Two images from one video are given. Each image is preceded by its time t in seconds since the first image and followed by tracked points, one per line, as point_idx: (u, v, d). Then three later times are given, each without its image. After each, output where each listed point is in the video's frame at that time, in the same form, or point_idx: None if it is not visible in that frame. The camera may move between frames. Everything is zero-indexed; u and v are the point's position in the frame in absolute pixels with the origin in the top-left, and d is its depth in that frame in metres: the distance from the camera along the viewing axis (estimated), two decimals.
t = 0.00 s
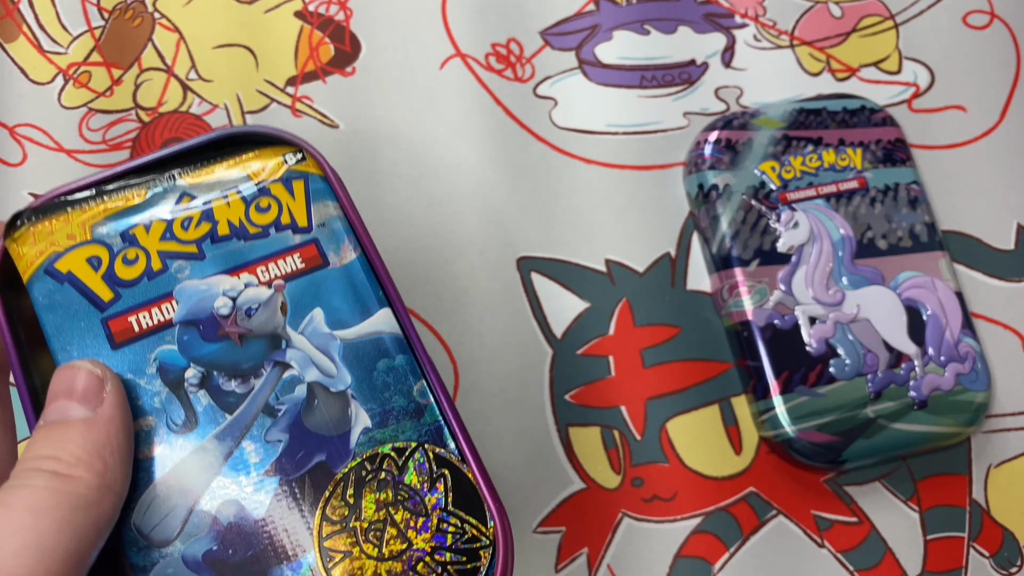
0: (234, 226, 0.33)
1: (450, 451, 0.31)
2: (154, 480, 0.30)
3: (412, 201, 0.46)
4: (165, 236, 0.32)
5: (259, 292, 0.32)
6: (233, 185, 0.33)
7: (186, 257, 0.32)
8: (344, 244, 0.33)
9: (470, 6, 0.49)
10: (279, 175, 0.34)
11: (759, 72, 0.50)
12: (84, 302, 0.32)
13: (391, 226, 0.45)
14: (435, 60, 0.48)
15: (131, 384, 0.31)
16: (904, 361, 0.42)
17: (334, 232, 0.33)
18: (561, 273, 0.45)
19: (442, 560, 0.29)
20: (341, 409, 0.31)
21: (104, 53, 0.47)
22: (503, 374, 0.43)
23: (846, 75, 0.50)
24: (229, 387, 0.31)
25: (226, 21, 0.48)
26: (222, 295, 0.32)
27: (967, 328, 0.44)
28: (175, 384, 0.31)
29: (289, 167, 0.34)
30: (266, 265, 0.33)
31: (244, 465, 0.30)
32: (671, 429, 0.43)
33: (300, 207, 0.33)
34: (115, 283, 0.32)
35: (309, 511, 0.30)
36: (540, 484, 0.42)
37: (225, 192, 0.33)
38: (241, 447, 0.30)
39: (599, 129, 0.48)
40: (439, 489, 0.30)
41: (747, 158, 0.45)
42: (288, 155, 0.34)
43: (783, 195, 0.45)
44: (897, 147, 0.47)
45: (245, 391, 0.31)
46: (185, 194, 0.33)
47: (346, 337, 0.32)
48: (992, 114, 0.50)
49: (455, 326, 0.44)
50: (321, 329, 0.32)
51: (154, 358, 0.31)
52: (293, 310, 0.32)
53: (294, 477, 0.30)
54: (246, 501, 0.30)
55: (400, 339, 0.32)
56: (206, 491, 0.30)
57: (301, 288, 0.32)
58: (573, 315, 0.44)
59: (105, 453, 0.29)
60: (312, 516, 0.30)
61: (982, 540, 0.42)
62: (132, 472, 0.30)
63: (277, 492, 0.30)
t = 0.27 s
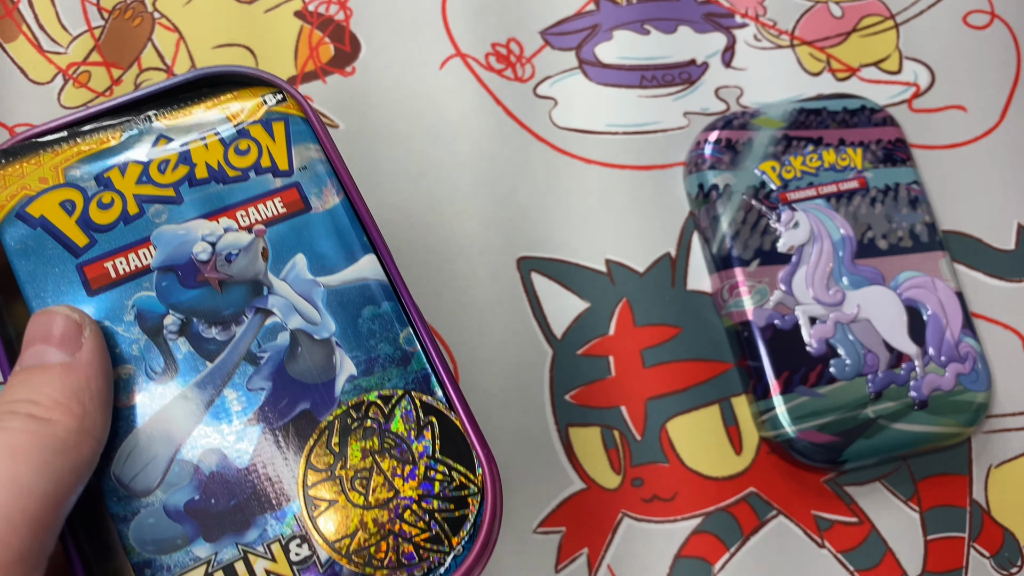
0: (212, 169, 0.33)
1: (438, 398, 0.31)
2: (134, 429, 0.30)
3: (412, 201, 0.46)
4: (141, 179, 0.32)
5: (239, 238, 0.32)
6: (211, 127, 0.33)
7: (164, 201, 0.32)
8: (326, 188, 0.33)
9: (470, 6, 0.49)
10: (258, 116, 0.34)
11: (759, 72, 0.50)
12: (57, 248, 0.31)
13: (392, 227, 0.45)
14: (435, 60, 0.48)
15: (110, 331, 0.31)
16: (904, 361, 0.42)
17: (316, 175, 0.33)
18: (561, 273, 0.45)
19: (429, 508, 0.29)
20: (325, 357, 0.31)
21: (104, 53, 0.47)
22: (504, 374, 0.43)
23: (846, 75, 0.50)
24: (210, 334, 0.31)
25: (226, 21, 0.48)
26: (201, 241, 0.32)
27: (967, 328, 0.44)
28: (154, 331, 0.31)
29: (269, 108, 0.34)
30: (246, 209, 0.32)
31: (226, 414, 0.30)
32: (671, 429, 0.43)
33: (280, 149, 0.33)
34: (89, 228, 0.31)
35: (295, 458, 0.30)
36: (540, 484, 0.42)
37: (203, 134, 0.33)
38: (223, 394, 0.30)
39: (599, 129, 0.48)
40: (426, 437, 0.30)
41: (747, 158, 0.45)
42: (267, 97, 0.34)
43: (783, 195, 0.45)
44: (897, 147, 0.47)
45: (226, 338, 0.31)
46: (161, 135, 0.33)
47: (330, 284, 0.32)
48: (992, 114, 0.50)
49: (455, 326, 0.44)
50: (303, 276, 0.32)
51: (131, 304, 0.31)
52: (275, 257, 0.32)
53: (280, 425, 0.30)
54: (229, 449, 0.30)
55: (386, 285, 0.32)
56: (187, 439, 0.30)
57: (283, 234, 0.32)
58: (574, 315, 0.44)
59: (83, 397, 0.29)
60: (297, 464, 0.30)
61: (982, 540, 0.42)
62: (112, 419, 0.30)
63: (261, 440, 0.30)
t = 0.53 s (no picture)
0: (198, 150, 0.32)
1: (432, 374, 0.31)
2: (126, 412, 0.30)
3: (412, 201, 0.46)
4: (127, 162, 0.32)
5: (227, 219, 0.32)
6: (197, 108, 0.33)
7: (151, 184, 0.32)
8: (314, 167, 0.33)
9: (470, 6, 0.49)
10: (244, 97, 0.33)
11: (759, 72, 0.50)
12: (45, 233, 0.31)
13: (391, 227, 0.45)
14: (435, 60, 0.48)
15: (100, 315, 0.30)
16: (904, 361, 0.42)
17: (304, 154, 0.33)
18: (561, 273, 0.45)
19: (425, 484, 0.29)
20: (317, 336, 0.31)
21: (103, 53, 0.47)
22: (504, 374, 0.43)
23: (846, 75, 0.50)
24: (200, 315, 0.31)
25: (226, 21, 0.48)
26: (189, 223, 0.31)
27: (967, 328, 0.43)
28: (144, 314, 0.30)
29: (254, 89, 0.34)
30: (234, 190, 0.32)
31: (219, 396, 0.30)
32: (671, 429, 0.43)
33: (267, 129, 0.33)
34: (76, 213, 0.31)
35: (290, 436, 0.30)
36: (540, 484, 0.42)
37: (189, 116, 0.33)
38: (214, 375, 0.30)
39: (599, 129, 0.48)
40: (420, 413, 0.30)
41: (748, 158, 0.45)
42: (252, 78, 0.34)
43: (783, 195, 0.45)
44: (897, 147, 0.47)
45: (217, 320, 0.31)
46: (147, 118, 0.32)
47: (321, 264, 0.32)
48: (992, 114, 0.50)
49: (455, 326, 0.44)
50: (293, 256, 0.32)
51: (121, 288, 0.31)
52: (264, 238, 0.32)
53: (273, 405, 0.30)
54: (223, 430, 0.30)
55: (377, 263, 0.32)
56: (180, 421, 0.30)
57: (272, 214, 0.32)
58: (574, 315, 0.44)
59: (74, 379, 0.28)
60: (291, 443, 0.30)
61: (982, 540, 0.42)
62: (104, 404, 0.30)
63: (254, 420, 0.30)
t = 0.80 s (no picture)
0: (186, 138, 0.32)
1: (426, 356, 0.31)
2: (120, 400, 0.30)
3: (412, 201, 0.46)
4: (116, 151, 0.32)
5: (217, 205, 0.32)
6: (184, 96, 0.33)
7: (141, 172, 0.32)
8: (302, 152, 0.33)
9: (470, 6, 0.49)
10: (232, 84, 0.33)
11: (759, 72, 0.50)
12: (35, 223, 0.31)
13: (391, 227, 0.45)
14: (435, 60, 0.48)
15: (91, 304, 0.30)
16: (904, 361, 0.42)
17: (292, 138, 0.33)
18: (561, 273, 0.45)
19: (422, 465, 0.30)
20: (309, 320, 0.31)
21: (103, 52, 0.47)
22: (504, 374, 0.43)
23: (846, 75, 0.50)
24: (191, 302, 0.31)
25: (226, 21, 0.48)
26: (179, 211, 0.32)
27: (968, 328, 0.43)
28: (135, 302, 0.31)
29: (242, 75, 0.34)
30: (223, 176, 0.32)
31: (212, 381, 0.30)
32: (671, 429, 0.43)
33: (255, 115, 0.33)
34: (66, 203, 0.31)
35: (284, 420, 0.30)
36: (540, 484, 0.42)
37: (176, 104, 0.33)
38: (206, 361, 0.30)
39: (599, 129, 0.48)
40: (416, 395, 0.31)
41: (748, 158, 0.45)
42: (239, 64, 0.34)
43: (783, 195, 0.45)
44: (897, 147, 0.47)
45: (208, 306, 0.31)
46: (135, 107, 0.32)
47: (311, 248, 0.32)
48: (992, 114, 0.50)
49: (454, 326, 0.44)
50: (284, 241, 0.32)
51: (112, 277, 0.31)
52: (254, 223, 0.32)
53: (266, 390, 0.30)
54: (216, 415, 0.30)
55: (366, 245, 0.32)
56: (173, 408, 0.30)
57: (261, 198, 0.32)
58: (574, 315, 0.44)
59: (64, 364, 0.28)
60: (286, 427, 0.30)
61: (982, 539, 0.42)
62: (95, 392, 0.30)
63: (248, 405, 0.30)
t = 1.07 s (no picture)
0: (220, 156, 0.32)
1: (461, 378, 0.30)
2: (154, 422, 0.29)
3: (412, 201, 0.46)
4: (150, 170, 0.32)
5: (251, 224, 0.31)
6: (218, 114, 0.33)
7: (174, 191, 0.32)
8: (337, 171, 0.33)
9: (469, 6, 0.49)
10: (266, 102, 0.33)
11: (759, 72, 0.50)
12: (69, 242, 0.31)
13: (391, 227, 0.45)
14: (435, 60, 0.48)
15: (124, 325, 0.30)
16: (904, 361, 0.42)
17: (326, 158, 0.33)
18: (561, 273, 0.45)
19: (459, 490, 0.29)
20: (344, 341, 0.30)
21: (103, 52, 0.47)
22: (504, 374, 0.43)
23: (846, 75, 0.50)
24: (226, 323, 0.30)
25: (225, 21, 0.48)
26: (213, 229, 0.31)
27: (968, 328, 0.43)
28: (169, 322, 0.30)
29: (276, 94, 0.33)
30: (257, 195, 0.32)
31: (248, 405, 0.30)
32: (671, 429, 0.43)
33: (289, 133, 0.33)
34: (100, 222, 0.31)
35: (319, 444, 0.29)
36: (540, 484, 0.42)
37: (210, 122, 0.33)
38: (241, 383, 0.30)
39: (599, 129, 0.48)
40: (452, 418, 0.30)
41: (748, 158, 0.45)
42: (273, 83, 0.34)
43: (783, 195, 0.45)
44: (897, 147, 0.47)
45: (243, 327, 0.30)
46: (169, 125, 0.32)
47: (346, 268, 0.31)
48: (992, 113, 0.50)
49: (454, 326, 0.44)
50: (319, 261, 0.31)
51: (146, 297, 0.30)
52: (289, 242, 0.31)
53: (301, 414, 0.30)
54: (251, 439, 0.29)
55: (402, 265, 0.32)
56: (207, 431, 0.29)
57: (297, 218, 0.32)
58: (574, 315, 0.44)
59: (99, 385, 0.28)
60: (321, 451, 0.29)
61: (982, 540, 0.42)
62: (129, 414, 0.29)
63: (282, 429, 0.29)
